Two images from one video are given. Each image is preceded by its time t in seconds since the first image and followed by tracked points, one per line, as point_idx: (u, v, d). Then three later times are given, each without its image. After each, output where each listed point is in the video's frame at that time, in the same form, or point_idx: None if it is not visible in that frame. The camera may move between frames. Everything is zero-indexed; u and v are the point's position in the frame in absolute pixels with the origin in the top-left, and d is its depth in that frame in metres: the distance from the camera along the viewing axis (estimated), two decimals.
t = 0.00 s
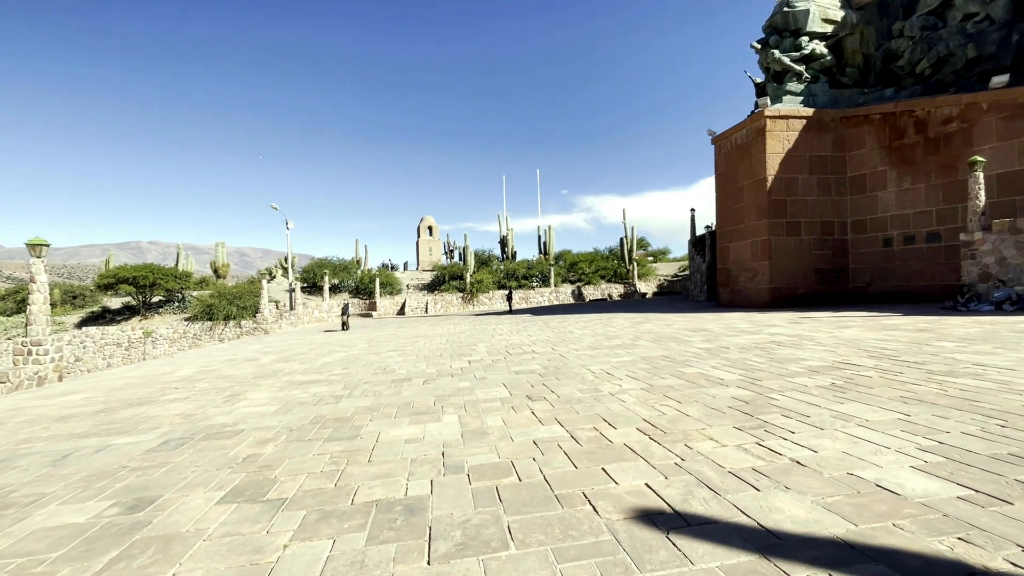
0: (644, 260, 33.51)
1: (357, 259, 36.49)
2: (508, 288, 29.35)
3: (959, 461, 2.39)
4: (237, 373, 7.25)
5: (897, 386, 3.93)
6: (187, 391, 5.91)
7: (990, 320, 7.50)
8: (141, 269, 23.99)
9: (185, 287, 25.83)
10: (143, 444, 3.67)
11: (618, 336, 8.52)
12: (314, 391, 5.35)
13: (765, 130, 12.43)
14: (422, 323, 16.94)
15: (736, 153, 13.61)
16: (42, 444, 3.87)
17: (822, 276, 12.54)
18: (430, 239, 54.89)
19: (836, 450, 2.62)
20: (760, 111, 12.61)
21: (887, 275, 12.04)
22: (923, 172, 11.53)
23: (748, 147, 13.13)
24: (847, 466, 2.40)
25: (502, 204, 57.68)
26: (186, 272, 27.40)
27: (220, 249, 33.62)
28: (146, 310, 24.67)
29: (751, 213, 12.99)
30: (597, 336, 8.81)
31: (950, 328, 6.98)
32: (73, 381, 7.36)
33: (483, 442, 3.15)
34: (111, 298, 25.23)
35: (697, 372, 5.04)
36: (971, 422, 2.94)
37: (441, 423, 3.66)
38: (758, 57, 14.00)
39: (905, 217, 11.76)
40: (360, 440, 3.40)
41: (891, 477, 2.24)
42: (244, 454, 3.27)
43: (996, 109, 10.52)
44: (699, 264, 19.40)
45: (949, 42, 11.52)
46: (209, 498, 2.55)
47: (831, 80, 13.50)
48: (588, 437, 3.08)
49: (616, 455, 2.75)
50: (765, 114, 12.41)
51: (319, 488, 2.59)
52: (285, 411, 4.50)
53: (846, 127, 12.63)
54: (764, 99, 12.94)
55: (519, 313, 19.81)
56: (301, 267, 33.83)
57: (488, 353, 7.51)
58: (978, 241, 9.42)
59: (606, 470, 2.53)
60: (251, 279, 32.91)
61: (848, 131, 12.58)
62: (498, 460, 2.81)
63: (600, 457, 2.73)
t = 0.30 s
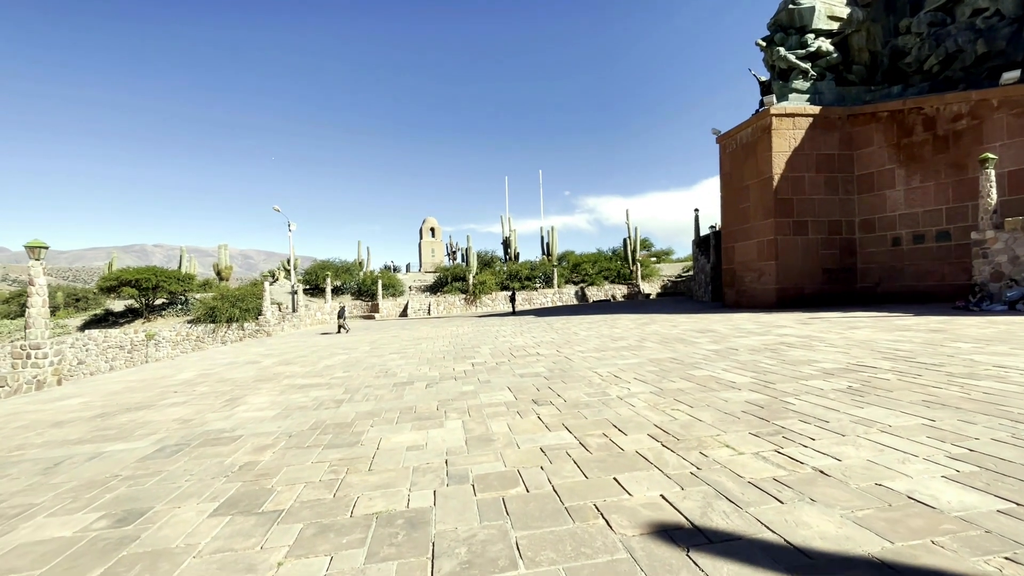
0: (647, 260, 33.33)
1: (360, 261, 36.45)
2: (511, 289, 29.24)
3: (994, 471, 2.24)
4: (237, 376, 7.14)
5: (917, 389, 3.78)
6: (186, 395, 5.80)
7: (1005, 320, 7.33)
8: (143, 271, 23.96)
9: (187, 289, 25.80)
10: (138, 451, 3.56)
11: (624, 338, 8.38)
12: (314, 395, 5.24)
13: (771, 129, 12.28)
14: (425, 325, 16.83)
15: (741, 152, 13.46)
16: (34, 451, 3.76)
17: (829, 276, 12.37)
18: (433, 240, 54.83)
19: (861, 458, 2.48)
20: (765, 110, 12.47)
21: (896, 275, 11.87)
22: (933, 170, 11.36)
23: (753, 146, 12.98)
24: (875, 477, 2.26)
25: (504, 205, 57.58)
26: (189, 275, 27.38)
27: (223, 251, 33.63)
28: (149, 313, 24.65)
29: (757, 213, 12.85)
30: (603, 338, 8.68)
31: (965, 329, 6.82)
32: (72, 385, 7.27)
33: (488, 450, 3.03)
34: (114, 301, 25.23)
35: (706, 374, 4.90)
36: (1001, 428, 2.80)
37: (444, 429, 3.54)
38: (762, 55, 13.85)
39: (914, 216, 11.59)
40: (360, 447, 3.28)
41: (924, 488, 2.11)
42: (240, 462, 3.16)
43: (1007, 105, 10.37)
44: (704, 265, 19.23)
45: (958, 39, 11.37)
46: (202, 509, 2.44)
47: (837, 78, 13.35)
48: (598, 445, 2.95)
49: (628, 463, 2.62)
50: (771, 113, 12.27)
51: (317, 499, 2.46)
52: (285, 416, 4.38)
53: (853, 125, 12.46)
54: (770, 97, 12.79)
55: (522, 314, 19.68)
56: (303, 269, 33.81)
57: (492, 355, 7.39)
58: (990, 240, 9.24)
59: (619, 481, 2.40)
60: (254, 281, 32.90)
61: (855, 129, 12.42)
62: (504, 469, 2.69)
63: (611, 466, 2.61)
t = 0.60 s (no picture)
0: (650, 263, 33.17)
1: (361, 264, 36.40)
2: (514, 292, 29.11)
3: None
4: (235, 380, 7.03)
5: (936, 395, 3.64)
6: (183, 400, 5.69)
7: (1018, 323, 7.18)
8: (144, 275, 23.92)
9: (189, 292, 25.74)
10: (129, 459, 3.44)
11: (629, 341, 8.24)
12: (313, 400, 5.12)
13: (776, 130, 12.17)
14: (426, 328, 16.73)
15: (746, 154, 13.34)
16: (23, 459, 3.65)
17: (835, 278, 12.23)
18: (434, 243, 54.79)
19: (886, 470, 2.35)
20: (770, 111, 12.36)
21: (903, 277, 11.72)
22: (940, 171, 11.22)
23: (758, 147, 12.87)
24: (902, 490, 2.13)
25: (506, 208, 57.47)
26: (190, 278, 27.32)
27: (225, 254, 33.62)
28: (150, 316, 24.61)
29: (761, 215, 12.72)
30: (607, 341, 8.54)
31: (978, 332, 6.66)
32: (69, 389, 7.17)
33: (491, 459, 2.90)
34: (115, 304, 25.21)
35: (715, 379, 4.76)
36: None
37: (445, 436, 3.41)
38: (767, 56, 13.73)
39: (922, 217, 11.45)
40: (358, 456, 3.16)
41: (957, 503, 1.97)
42: (234, 471, 3.04)
43: (1017, 105, 10.23)
44: (708, 267, 19.08)
45: (965, 38, 11.25)
46: (190, 523, 2.32)
47: (842, 79, 13.24)
48: (606, 454, 2.82)
49: (639, 474, 2.50)
50: (776, 114, 12.16)
51: (312, 512, 2.34)
52: (282, 422, 4.26)
53: (859, 125, 12.34)
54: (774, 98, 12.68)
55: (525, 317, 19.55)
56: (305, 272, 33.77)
57: (494, 359, 7.26)
58: (1001, 242, 9.08)
59: (630, 493, 2.27)
60: (255, 284, 32.86)
61: (861, 130, 12.29)
62: (509, 480, 2.56)
63: (620, 477, 2.48)
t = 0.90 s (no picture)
0: (652, 267, 33.02)
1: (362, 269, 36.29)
2: (515, 297, 28.98)
3: None
4: (231, 387, 6.90)
5: (956, 405, 3.48)
6: (176, 407, 5.55)
7: None
8: (144, 279, 23.84)
9: (189, 297, 25.64)
10: (115, 471, 3.30)
11: (633, 347, 8.09)
12: (309, 408, 4.98)
13: (780, 133, 12.06)
14: (427, 333, 16.60)
15: (750, 158, 13.22)
16: (5, 470, 3.51)
17: (841, 283, 12.08)
18: (436, 247, 54.74)
19: (912, 487, 2.20)
20: (773, 114, 12.24)
21: (910, 282, 11.56)
22: (948, 174, 11.08)
23: (762, 151, 12.75)
24: (933, 510, 1.98)
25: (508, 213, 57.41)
26: (190, 283, 27.25)
27: (225, 259, 33.54)
28: (150, 321, 24.52)
29: (766, 219, 12.59)
30: (610, 347, 8.39)
31: (991, 338, 6.50)
32: (62, 396, 7.04)
33: (491, 473, 2.76)
34: (115, 309, 25.13)
35: (723, 387, 4.61)
36: None
37: (443, 448, 3.27)
38: (770, 59, 13.64)
39: (929, 221, 11.30)
40: (352, 468, 3.02)
41: (994, 525, 1.82)
42: (222, 485, 2.90)
43: None
44: (711, 272, 18.93)
45: (971, 40, 11.14)
46: (170, 543, 2.17)
47: (846, 82, 13.11)
48: (612, 468, 2.68)
49: (648, 491, 2.35)
50: (780, 117, 12.05)
51: (300, 532, 2.20)
52: (275, 432, 4.12)
53: (864, 128, 12.23)
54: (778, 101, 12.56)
55: (526, 322, 19.40)
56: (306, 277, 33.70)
57: (495, 366, 7.12)
58: (1011, 246, 8.92)
59: (639, 512, 2.13)
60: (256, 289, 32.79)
61: (866, 133, 12.17)
62: (509, 495, 2.42)
63: (628, 493, 2.33)
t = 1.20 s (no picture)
0: (654, 274, 32.89)
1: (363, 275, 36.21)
2: (516, 303, 28.84)
3: None
4: (227, 395, 6.75)
5: (979, 417, 3.32)
6: (168, 416, 5.40)
7: None
8: (143, 285, 23.74)
9: (188, 303, 25.54)
10: (98, 484, 3.15)
11: (636, 354, 7.93)
12: (304, 417, 4.83)
13: (783, 138, 11.96)
14: (427, 340, 16.45)
15: (753, 163, 13.11)
16: None
17: (846, 289, 11.92)
18: (437, 253, 54.73)
19: (945, 508, 2.04)
20: (777, 119, 12.15)
21: (917, 289, 11.41)
22: (954, 180, 10.96)
23: (765, 156, 12.65)
24: (972, 535, 1.82)
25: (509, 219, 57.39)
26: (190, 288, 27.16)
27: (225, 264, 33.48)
28: (149, 327, 24.40)
29: (770, 224, 12.46)
30: (613, 354, 8.23)
31: (1005, 346, 6.34)
32: (53, 404, 6.90)
33: (492, 489, 2.60)
34: (114, 315, 25.02)
35: (732, 397, 4.44)
36: None
37: (442, 461, 3.12)
38: (773, 65, 13.56)
39: (935, 227, 11.16)
40: (346, 483, 2.87)
41: None
42: (207, 502, 2.74)
43: None
44: (714, 278, 18.77)
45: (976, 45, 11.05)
46: (147, 566, 2.03)
47: (850, 87, 12.93)
48: (620, 485, 2.52)
49: (660, 510, 2.20)
50: (783, 122, 11.96)
51: (287, 555, 2.05)
52: (268, 442, 3.97)
53: (868, 134, 12.13)
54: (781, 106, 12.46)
55: (528, 329, 19.24)
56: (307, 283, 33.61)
57: (496, 373, 6.96)
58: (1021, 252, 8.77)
59: (651, 535, 1.97)
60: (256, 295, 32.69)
61: (871, 138, 12.07)
62: (511, 515, 2.27)
63: (638, 513, 2.18)
